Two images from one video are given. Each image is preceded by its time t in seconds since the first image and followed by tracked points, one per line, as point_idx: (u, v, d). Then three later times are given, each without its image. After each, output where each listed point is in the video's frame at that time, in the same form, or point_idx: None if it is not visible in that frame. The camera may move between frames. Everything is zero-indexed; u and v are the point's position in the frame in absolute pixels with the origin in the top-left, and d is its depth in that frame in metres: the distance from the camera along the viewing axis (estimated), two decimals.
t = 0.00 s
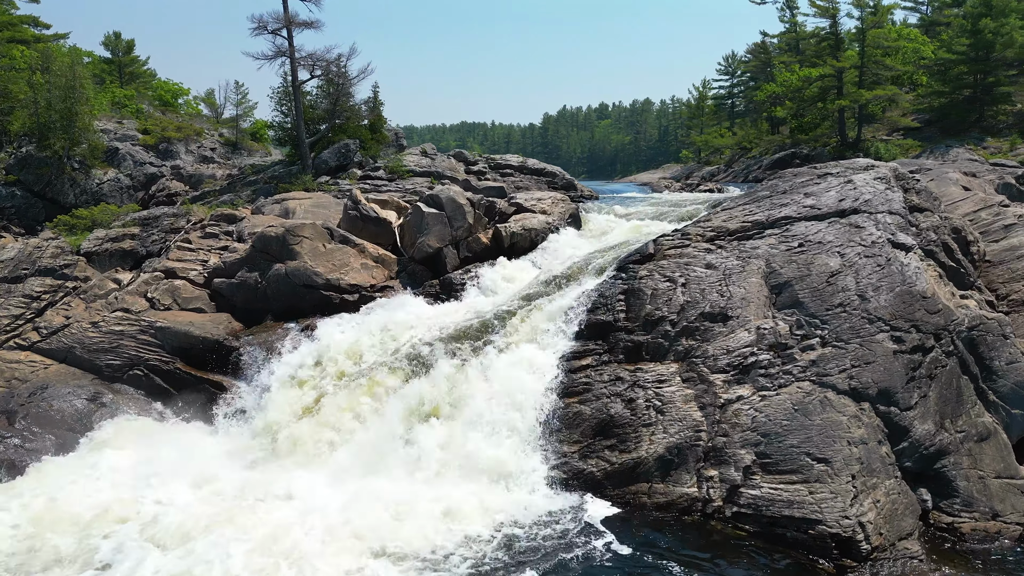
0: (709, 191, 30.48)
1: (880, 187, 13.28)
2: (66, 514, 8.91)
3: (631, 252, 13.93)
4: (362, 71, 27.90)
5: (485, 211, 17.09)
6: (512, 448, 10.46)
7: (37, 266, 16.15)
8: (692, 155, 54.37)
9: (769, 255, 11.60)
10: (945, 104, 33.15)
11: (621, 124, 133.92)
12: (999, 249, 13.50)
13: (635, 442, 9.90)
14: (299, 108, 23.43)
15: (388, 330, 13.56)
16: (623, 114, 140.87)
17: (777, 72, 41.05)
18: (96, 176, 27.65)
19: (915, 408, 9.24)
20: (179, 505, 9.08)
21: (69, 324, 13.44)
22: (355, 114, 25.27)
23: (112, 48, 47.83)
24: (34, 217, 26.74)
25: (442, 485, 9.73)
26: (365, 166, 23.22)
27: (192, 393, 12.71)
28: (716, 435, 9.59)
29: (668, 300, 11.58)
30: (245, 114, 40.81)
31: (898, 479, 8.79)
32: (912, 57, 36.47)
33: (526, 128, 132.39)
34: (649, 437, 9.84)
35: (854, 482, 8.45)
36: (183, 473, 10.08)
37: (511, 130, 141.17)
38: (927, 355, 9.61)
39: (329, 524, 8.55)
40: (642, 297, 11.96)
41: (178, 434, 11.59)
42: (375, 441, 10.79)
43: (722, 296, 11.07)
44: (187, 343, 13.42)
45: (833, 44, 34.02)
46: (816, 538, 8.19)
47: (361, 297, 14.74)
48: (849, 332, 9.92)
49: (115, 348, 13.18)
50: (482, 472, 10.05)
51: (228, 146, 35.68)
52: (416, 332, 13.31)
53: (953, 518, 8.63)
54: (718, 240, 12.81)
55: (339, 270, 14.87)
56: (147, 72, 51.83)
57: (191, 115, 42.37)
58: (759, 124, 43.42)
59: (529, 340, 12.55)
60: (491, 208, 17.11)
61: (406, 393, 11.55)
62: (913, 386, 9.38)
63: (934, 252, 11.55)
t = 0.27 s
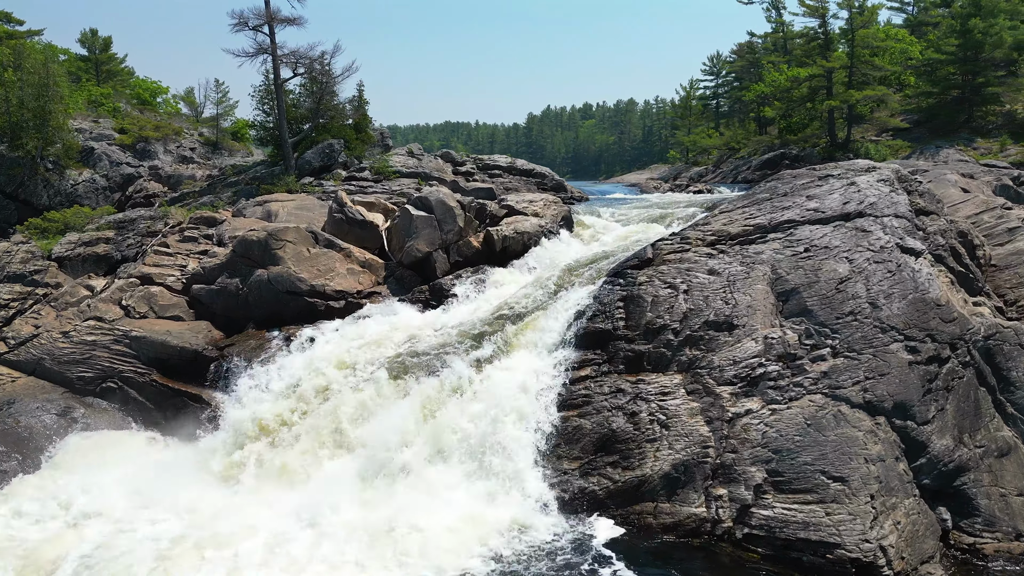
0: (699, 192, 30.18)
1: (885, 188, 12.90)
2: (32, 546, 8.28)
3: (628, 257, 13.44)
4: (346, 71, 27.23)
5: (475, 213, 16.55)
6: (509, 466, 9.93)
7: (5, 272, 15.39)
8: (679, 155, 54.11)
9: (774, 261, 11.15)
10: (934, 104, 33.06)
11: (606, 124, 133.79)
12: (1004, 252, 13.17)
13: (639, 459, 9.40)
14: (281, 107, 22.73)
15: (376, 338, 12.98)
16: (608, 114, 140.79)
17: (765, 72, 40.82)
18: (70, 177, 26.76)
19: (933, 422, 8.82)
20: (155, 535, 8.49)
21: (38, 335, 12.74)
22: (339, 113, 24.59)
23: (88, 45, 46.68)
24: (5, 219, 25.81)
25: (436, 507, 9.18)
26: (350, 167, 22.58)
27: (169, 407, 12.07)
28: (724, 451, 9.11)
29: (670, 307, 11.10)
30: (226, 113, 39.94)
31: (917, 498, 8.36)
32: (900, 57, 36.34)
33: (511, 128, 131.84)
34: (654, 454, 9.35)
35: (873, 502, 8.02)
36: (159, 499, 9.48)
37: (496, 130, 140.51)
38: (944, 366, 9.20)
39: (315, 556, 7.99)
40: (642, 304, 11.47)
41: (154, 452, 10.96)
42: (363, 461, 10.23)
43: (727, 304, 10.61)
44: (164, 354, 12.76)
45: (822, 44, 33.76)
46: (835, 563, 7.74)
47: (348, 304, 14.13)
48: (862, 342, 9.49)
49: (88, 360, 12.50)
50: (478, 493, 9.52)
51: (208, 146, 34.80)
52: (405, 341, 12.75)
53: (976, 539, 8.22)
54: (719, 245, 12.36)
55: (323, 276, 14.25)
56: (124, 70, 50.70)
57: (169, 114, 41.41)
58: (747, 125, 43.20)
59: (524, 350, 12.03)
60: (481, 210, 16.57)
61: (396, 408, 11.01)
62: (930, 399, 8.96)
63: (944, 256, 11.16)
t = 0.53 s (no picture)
0: (688, 193, 29.84)
1: (888, 191, 12.51)
2: None
3: (625, 262, 12.95)
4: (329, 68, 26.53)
5: (464, 216, 15.99)
6: (504, 486, 9.39)
7: None
8: (664, 156, 53.81)
9: (779, 266, 10.70)
10: (922, 104, 32.96)
11: (589, 124, 133.65)
12: (1009, 256, 12.84)
13: (643, 477, 8.89)
14: (261, 106, 22.02)
15: (362, 348, 12.37)
16: (591, 114, 140.66)
17: (752, 73, 40.59)
18: (42, 178, 25.84)
19: (952, 437, 8.40)
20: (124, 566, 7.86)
21: (2, 346, 12.02)
22: (321, 112, 23.88)
23: (62, 42, 45.50)
24: None
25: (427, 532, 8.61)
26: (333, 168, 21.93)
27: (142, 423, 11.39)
28: (733, 468, 8.62)
29: (672, 315, 10.61)
30: (204, 112, 39.04)
31: (938, 518, 7.94)
32: (887, 57, 36.23)
33: (494, 128, 131.22)
34: (659, 472, 8.84)
35: (895, 525, 7.58)
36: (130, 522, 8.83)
37: (479, 130, 139.84)
38: (961, 378, 8.79)
39: None
40: (642, 312, 10.97)
41: (126, 472, 10.30)
42: (349, 479, 9.64)
43: (732, 312, 10.14)
44: (137, 365, 12.08)
45: (810, 43, 33.50)
46: None
47: (332, 311, 13.51)
48: (875, 352, 9.05)
49: (55, 373, 11.80)
50: (472, 515, 8.97)
51: (185, 145, 33.88)
52: (392, 352, 12.14)
53: (1000, 561, 7.82)
54: (720, 250, 11.90)
55: (306, 282, 13.62)
56: (100, 68, 49.52)
57: (146, 113, 40.41)
58: (733, 125, 42.98)
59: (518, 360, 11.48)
60: (470, 213, 16.01)
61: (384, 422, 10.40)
62: (948, 412, 8.55)
63: (954, 261, 10.77)
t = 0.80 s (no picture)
0: (675, 194, 29.47)
1: (892, 192, 12.12)
2: None
3: (621, 266, 12.45)
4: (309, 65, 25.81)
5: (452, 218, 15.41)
6: (498, 507, 8.85)
7: None
8: (649, 156, 53.50)
9: (784, 271, 10.25)
10: (908, 104, 32.87)
11: (572, 124, 133.39)
12: (1013, 258, 12.52)
13: (647, 496, 8.38)
14: (239, 104, 21.30)
15: (346, 358, 11.76)
16: (573, 114, 140.43)
17: (737, 72, 40.35)
18: (10, 178, 24.89)
19: (972, 452, 7.99)
20: None
21: None
22: (302, 110, 23.17)
23: (33, 38, 44.26)
24: None
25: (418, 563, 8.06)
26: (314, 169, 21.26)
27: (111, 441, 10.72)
28: (742, 487, 8.12)
29: (672, 323, 10.12)
30: (181, 110, 38.08)
31: (960, 540, 7.54)
32: (873, 56, 36.09)
33: (476, 127, 130.52)
34: (664, 490, 8.32)
35: (917, 547, 7.16)
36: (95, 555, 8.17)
37: (461, 129, 139.08)
38: (978, 390, 8.39)
39: None
40: (640, 320, 10.46)
41: (92, 497, 9.63)
42: (334, 503, 9.04)
43: (736, 320, 9.67)
44: (105, 378, 11.38)
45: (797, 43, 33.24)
46: None
47: (314, 319, 12.88)
48: (889, 363, 8.61)
49: (18, 387, 11.09)
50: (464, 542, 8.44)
51: (161, 145, 32.94)
52: (378, 362, 11.53)
53: None
54: (720, 253, 11.43)
55: (285, 288, 12.97)
56: (73, 65, 48.27)
57: (121, 111, 39.36)
58: (719, 125, 42.74)
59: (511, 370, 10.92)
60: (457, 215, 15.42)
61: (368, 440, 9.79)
62: (967, 426, 8.14)
63: (963, 265, 10.39)
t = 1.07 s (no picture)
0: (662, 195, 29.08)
1: (894, 194, 11.73)
2: None
3: (616, 272, 11.95)
4: (288, 61, 25.03)
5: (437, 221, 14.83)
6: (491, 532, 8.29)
7: None
8: (632, 156, 53.14)
9: (788, 277, 9.79)
10: (893, 105, 32.79)
11: (554, 124, 132.98)
12: (1016, 262, 12.21)
13: (650, 519, 7.86)
14: (214, 102, 20.52)
15: (327, 369, 11.15)
16: (555, 114, 140.05)
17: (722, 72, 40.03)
18: None
19: (992, 471, 7.62)
20: None
21: None
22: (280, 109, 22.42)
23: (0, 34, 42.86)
24: None
25: None
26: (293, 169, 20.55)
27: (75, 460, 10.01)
28: (752, 509, 7.62)
29: (672, 332, 9.62)
30: (154, 108, 37.02)
31: (984, 565, 7.14)
32: (859, 56, 35.94)
33: (457, 126, 129.70)
34: (668, 513, 7.81)
35: None
36: None
37: (442, 129, 138.21)
38: (997, 404, 8.02)
39: None
40: (638, 329, 9.95)
41: (52, 524, 8.92)
42: (315, 529, 8.43)
43: (740, 329, 9.18)
44: (68, 393, 10.66)
45: (783, 42, 32.95)
46: None
47: (293, 328, 12.23)
48: (904, 375, 8.17)
49: None
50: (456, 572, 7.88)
51: (133, 144, 31.92)
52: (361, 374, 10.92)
53: None
54: (719, 258, 10.96)
55: (263, 295, 12.31)
56: (42, 62, 46.89)
57: (92, 109, 38.20)
58: (704, 125, 42.43)
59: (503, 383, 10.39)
60: (443, 217, 14.84)
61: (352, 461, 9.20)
62: (986, 443, 7.75)
63: (972, 271, 10.00)
